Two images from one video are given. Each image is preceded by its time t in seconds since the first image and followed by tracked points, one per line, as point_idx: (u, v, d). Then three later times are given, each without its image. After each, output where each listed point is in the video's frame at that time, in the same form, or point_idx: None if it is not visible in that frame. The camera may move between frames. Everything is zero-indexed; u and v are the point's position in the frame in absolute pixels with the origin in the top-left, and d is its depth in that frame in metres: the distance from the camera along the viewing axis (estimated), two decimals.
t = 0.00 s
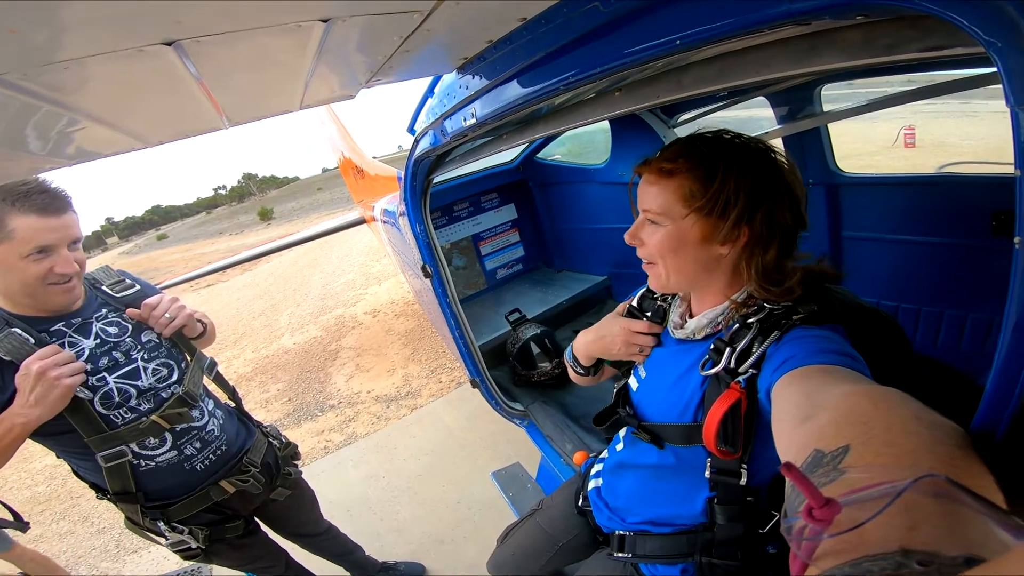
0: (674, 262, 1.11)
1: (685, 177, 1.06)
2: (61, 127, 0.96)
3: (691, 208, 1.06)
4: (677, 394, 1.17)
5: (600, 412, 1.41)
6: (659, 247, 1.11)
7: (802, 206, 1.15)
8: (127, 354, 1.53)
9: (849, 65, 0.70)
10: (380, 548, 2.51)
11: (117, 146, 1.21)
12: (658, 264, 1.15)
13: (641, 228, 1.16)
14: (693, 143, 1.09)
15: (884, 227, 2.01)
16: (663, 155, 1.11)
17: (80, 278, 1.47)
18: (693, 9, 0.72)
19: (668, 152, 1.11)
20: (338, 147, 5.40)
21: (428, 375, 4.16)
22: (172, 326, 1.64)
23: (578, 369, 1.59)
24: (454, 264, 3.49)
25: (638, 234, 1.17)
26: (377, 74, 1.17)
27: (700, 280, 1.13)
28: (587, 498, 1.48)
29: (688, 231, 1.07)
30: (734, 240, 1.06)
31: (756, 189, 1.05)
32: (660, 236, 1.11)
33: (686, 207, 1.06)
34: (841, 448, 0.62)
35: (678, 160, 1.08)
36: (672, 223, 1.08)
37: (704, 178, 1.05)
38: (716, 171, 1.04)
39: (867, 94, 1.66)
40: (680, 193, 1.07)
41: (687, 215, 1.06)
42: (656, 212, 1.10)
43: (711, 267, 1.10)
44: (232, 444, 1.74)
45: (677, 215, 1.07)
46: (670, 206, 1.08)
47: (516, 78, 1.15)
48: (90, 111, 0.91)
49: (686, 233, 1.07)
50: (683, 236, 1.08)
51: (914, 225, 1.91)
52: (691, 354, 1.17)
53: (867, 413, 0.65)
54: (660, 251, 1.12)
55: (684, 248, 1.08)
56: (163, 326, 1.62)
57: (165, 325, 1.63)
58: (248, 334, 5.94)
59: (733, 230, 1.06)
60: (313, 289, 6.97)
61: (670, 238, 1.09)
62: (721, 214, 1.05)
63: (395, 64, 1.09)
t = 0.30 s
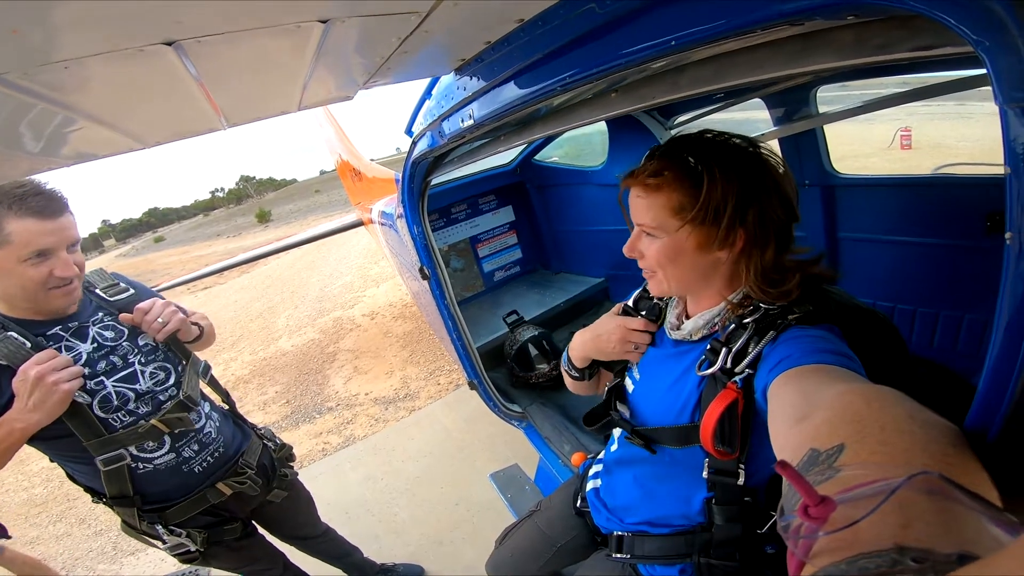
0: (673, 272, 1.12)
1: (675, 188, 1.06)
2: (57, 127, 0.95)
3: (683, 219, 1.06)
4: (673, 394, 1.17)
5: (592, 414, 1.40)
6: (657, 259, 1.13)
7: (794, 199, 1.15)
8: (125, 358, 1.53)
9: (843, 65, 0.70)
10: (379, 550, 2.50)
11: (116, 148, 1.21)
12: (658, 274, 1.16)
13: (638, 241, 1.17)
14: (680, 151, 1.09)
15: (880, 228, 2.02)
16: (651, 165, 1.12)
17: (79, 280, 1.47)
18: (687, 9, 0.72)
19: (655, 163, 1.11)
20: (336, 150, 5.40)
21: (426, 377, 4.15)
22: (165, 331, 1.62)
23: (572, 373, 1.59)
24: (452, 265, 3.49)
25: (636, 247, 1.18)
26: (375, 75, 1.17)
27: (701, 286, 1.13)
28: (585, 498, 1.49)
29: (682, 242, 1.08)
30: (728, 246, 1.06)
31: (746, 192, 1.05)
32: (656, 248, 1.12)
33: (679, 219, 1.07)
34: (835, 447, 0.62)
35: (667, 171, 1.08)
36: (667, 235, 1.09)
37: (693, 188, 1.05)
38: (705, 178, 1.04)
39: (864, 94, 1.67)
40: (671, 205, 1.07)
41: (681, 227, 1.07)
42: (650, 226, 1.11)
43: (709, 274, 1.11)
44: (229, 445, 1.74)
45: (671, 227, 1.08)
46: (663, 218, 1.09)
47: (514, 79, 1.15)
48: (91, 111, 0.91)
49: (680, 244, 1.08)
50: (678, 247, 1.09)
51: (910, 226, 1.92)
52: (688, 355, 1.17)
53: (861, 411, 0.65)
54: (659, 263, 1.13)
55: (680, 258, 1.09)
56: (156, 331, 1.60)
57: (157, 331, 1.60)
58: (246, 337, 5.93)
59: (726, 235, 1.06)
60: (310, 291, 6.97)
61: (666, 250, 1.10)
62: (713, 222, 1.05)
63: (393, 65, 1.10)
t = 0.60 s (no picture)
0: (672, 276, 1.12)
1: (671, 192, 1.07)
2: (56, 127, 0.96)
3: (681, 223, 1.07)
4: (672, 397, 1.17)
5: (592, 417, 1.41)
6: (655, 264, 1.13)
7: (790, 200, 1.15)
8: (118, 366, 1.52)
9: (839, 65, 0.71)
10: (378, 552, 2.50)
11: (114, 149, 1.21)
12: (657, 279, 1.17)
13: (636, 246, 1.17)
14: (676, 154, 1.10)
15: (878, 230, 2.02)
16: (647, 169, 1.12)
17: (50, 257, 1.44)
18: (683, 10, 0.73)
19: (651, 168, 1.12)
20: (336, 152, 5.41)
21: (425, 379, 4.15)
22: (161, 338, 1.61)
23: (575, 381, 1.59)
24: (451, 268, 3.49)
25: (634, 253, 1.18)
26: (374, 77, 1.17)
27: (700, 289, 1.13)
28: (586, 501, 1.48)
29: (680, 246, 1.08)
30: (726, 248, 1.06)
31: (743, 194, 1.05)
32: (654, 253, 1.12)
33: (676, 223, 1.07)
34: (832, 448, 0.62)
35: (662, 176, 1.09)
36: (665, 239, 1.09)
37: (690, 192, 1.06)
38: (701, 181, 1.05)
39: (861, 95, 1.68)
40: (668, 209, 1.07)
41: (678, 232, 1.07)
42: (648, 231, 1.11)
43: (707, 277, 1.11)
44: (222, 455, 1.73)
45: (668, 232, 1.08)
46: (660, 223, 1.09)
47: (513, 81, 1.16)
48: (90, 112, 0.92)
49: (678, 248, 1.08)
50: (676, 251, 1.09)
51: (908, 228, 1.93)
52: (687, 357, 1.17)
53: (859, 411, 0.65)
54: (657, 268, 1.13)
55: (678, 262, 1.09)
56: (151, 338, 1.59)
57: (153, 338, 1.60)
58: (245, 339, 5.92)
59: (724, 238, 1.06)
60: (310, 293, 6.96)
61: (664, 255, 1.10)
62: (711, 225, 1.05)
63: (391, 67, 1.10)
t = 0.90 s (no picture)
0: (668, 281, 1.12)
1: (668, 197, 1.07)
2: (53, 135, 0.96)
3: (678, 227, 1.07)
4: (670, 401, 1.18)
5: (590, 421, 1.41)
6: (651, 268, 1.13)
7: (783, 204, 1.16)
8: (95, 387, 1.51)
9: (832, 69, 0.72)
10: (377, 556, 2.50)
11: (113, 156, 1.22)
12: (652, 282, 1.17)
13: (631, 251, 1.17)
14: (672, 159, 1.10)
15: (875, 231, 2.03)
16: (644, 173, 1.12)
17: (22, 282, 1.42)
18: (675, 16, 0.73)
19: (647, 172, 1.12)
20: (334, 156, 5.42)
21: (425, 383, 4.15)
22: (136, 357, 1.58)
23: (574, 385, 1.59)
24: (450, 271, 3.50)
25: (630, 257, 1.18)
26: (369, 83, 1.18)
27: (695, 294, 1.14)
28: (585, 504, 1.48)
29: (677, 251, 1.08)
30: (723, 253, 1.07)
31: (739, 199, 1.06)
32: (651, 257, 1.12)
33: (673, 228, 1.07)
34: (825, 452, 0.62)
35: (659, 180, 1.09)
36: (661, 244, 1.09)
37: (687, 197, 1.06)
38: (698, 187, 1.05)
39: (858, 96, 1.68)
40: (665, 214, 1.07)
41: (674, 237, 1.07)
42: (644, 235, 1.11)
43: (702, 282, 1.11)
44: (208, 468, 1.73)
45: (665, 236, 1.08)
46: (656, 227, 1.09)
47: (509, 85, 1.16)
48: (86, 120, 0.92)
49: (675, 253, 1.08)
50: (673, 256, 1.09)
51: (905, 228, 1.93)
52: (685, 360, 1.18)
53: (850, 415, 0.66)
54: (653, 273, 1.13)
55: (675, 267, 1.10)
56: (126, 357, 1.56)
57: (128, 357, 1.56)
58: (244, 343, 5.93)
59: (720, 243, 1.07)
60: (309, 297, 6.96)
61: (660, 259, 1.10)
62: (707, 230, 1.06)
63: (385, 73, 1.10)
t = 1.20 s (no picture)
0: (662, 283, 1.13)
1: (659, 201, 1.07)
2: (55, 135, 0.95)
3: (668, 230, 1.07)
4: (670, 400, 1.18)
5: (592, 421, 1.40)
6: (644, 270, 1.13)
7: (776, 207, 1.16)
8: (95, 395, 1.50)
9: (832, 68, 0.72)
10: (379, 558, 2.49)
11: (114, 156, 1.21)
12: (647, 285, 1.17)
13: (625, 254, 1.17)
14: (663, 162, 1.10)
15: (875, 230, 2.03)
16: (635, 177, 1.12)
17: (27, 291, 1.40)
18: (675, 15, 0.74)
19: (638, 175, 1.12)
20: (334, 158, 5.42)
21: (425, 384, 4.14)
22: (133, 361, 1.55)
23: (574, 385, 1.59)
24: (450, 272, 3.50)
25: (624, 260, 1.19)
26: (370, 83, 1.18)
27: (691, 295, 1.14)
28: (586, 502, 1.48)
29: (669, 254, 1.09)
30: (714, 255, 1.07)
31: (729, 202, 1.06)
32: (644, 260, 1.12)
33: (665, 231, 1.07)
34: (827, 450, 0.63)
35: (649, 184, 1.09)
36: (653, 247, 1.10)
37: (677, 200, 1.06)
38: (688, 189, 1.05)
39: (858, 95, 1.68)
40: (656, 217, 1.08)
41: (666, 241, 1.08)
42: (636, 239, 1.11)
43: (696, 284, 1.11)
44: (204, 470, 1.73)
45: (657, 240, 1.09)
46: (648, 231, 1.09)
47: (510, 85, 1.16)
48: (88, 119, 0.92)
49: (667, 256, 1.09)
50: (665, 259, 1.09)
51: (905, 228, 1.94)
52: (684, 360, 1.17)
53: (853, 413, 0.66)
54: (646, 275, 1.14)
55: (668, 270, 1.10)
56: (124, 361, 1.53)
57: (125, 360, 1.53)
58: (244, 345, 5.92)
59: (712, 245, 1.06)
60: (309, 299, 6.96)
61: (653, 262, 1.11)
62: (698, 233, 1.06)
63: (387, 73, 1.10)
